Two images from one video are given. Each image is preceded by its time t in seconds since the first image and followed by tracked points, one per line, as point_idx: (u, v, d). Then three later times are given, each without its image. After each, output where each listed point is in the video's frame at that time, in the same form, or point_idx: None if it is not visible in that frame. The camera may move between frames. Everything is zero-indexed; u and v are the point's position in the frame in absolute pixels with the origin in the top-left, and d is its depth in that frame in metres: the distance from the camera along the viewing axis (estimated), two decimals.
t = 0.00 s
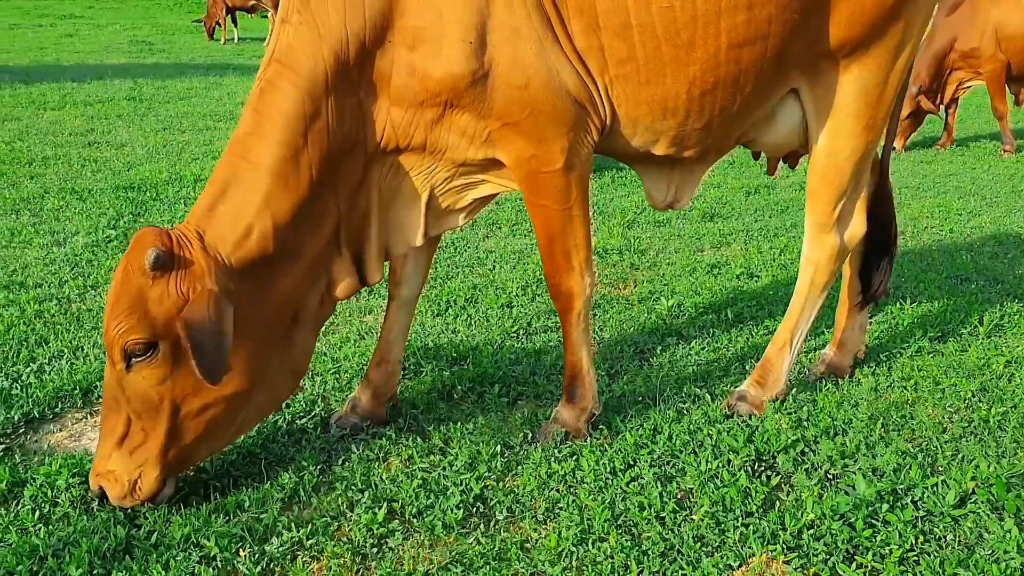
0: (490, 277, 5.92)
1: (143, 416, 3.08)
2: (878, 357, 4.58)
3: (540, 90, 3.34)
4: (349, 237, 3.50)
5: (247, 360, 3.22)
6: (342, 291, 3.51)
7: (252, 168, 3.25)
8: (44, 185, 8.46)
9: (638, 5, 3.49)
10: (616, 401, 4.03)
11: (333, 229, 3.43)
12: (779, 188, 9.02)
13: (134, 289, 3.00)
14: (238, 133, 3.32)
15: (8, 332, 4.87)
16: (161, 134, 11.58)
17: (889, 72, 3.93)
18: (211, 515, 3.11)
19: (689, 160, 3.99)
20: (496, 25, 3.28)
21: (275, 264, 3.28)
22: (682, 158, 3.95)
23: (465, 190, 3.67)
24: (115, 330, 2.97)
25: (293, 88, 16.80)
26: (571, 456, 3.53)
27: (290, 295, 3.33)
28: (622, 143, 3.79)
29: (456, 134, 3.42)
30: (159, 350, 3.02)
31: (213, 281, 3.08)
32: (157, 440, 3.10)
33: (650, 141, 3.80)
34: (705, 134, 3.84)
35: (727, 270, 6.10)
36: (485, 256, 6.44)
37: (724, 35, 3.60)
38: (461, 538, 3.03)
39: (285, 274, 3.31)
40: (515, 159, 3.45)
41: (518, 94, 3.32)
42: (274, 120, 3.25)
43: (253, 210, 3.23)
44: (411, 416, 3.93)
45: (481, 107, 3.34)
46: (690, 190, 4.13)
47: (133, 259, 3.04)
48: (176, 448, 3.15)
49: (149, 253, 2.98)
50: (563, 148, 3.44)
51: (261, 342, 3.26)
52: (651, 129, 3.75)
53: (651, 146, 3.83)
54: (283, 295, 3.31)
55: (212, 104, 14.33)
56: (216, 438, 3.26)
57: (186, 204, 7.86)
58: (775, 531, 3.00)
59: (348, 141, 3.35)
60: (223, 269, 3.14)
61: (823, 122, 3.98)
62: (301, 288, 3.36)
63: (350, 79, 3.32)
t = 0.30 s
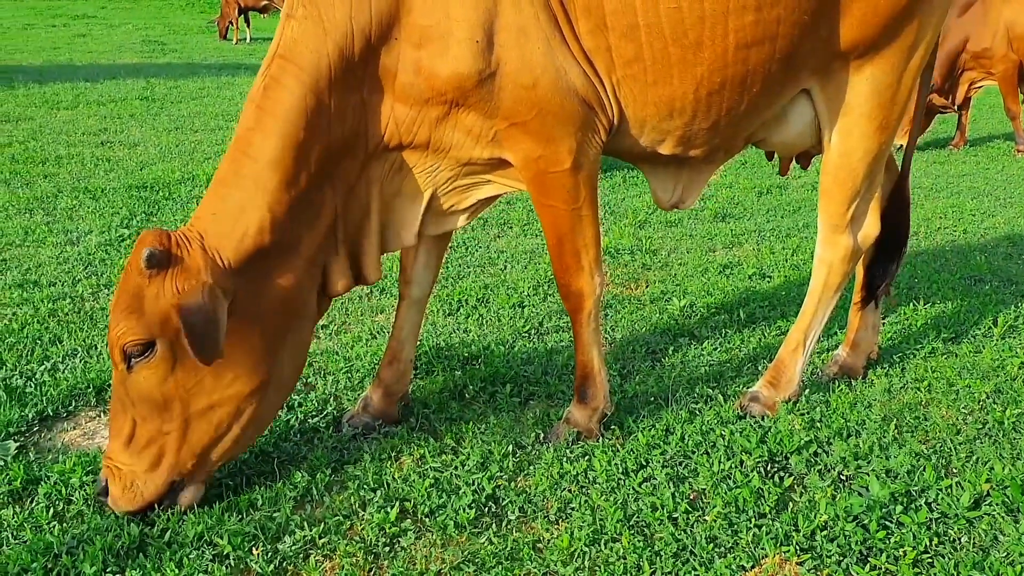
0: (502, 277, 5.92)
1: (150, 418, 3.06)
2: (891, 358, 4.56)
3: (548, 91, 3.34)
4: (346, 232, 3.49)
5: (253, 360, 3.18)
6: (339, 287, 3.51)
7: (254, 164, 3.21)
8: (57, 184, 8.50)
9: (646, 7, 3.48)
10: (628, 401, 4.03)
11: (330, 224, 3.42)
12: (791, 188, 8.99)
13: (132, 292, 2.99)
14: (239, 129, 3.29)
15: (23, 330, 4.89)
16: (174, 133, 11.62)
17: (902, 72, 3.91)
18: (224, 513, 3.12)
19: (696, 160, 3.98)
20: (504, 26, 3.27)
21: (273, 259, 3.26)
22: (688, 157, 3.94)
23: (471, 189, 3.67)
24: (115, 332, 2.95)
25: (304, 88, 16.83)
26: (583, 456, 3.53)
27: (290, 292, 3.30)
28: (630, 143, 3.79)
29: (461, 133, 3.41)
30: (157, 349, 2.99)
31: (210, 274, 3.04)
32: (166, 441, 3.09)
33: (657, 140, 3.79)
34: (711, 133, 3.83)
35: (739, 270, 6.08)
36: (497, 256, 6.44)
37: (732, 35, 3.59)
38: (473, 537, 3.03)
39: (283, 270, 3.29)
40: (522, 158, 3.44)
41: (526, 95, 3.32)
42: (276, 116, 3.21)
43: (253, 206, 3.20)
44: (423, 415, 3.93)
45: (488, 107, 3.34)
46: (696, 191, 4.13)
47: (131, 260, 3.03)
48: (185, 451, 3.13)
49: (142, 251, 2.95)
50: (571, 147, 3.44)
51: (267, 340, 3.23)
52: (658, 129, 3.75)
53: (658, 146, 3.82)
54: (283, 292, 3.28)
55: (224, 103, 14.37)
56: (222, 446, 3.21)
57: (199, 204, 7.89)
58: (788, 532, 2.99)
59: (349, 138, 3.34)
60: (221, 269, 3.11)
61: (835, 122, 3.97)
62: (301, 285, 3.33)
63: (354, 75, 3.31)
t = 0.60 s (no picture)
0: (509, 278, 5.92)
1: (166, 416, 3.09)
2: (899, 360, 4.55)
3: (556, 91, 3.34)
4: (357, 232, 3.46)
5: (254, 361, 3.15)
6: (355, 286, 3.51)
7: (259, 164, 3.20)
8: (65, 185, 8.52)
9: (653, 7, 3.48)
10: (635, 402, 4.03)
11: (339, 224, 3.39)
12: (798, 189, 8.97)
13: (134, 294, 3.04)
14: (246, 131, 3.29)
15: (32, 330, 4.91)
16: (181, 134, 11.64)
17: (908, 72, 3.90)
18: (232, 514, 3.13)
19: (704, 160, 3.98)
20: (511, 26, 3.27)
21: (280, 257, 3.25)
22: (697, 157, 3.94)
23: (481, 192, 3.68)
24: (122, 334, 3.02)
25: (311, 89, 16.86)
26: (590, 457, 3.53)
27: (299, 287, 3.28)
28: (638, 145, 3.79)
29: (471, 134, 3.41)
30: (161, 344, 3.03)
31: (194, 276, 3.01)
32: (182, 438, 3.11)
33: (665, 141, 3.80)
34: (719, 133, 3.83)
35: (746, 272, 6.07)
36: (504, 257, 6.44)
37: (740, 34, 3.58)
38: (481, 538, 3.03)
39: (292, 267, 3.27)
40: (531, 160, 3.45)
41: (534, 96, 3.32)
42: (282, 116, 3.21)
43: (257, 205, 3.18)
44: (431, 415, 3.93)
45: (497, 109, 3.34)
46: (704, 192, 4.12)
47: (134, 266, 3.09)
48: (197, 446, 3.13)
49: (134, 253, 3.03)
50: (579, 148, 3.44)
51: (275, 338, 3.21)
52: (665, 129, 3.75)
53: (666, 146, 3.82)
54: (290, 289, 3.25)
55: (230, 104, 14.40)
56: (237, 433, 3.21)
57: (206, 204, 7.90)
58: (796, 534, 2.99)
59: (359, 138, 3.32)
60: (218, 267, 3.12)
61: (841, 122, 3.96)
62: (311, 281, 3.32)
63: (362, 77, 3.30)
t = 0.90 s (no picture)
0: (514, 279, 5.93)
1: (145, 400, 3.17)
2: (905, 361, 4.55)
3: (564, 94, 3.35)
4: (349, 231, 3.46)
5: (231, 354, 3.20)
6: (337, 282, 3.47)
7: (251, 159, 3.22)
8: (72, 185, 8.55)
9: (662, 9, 3.48)
10: (640, 403, 4.03)
11: (332, 222, 3.40)
12: (804, 191, 8.95)
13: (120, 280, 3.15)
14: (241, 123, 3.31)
15: (39, 330, 4.92)
16: (187, 135, 11.67)
17: (916, 74, 3.90)
18: (238, 514, 3.14)
19: (711, 161, 3.98)
20: (519, 28, 3.28)
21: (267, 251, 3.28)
22: (703, 158, 3.94)
23: (486, 194, 3.68)
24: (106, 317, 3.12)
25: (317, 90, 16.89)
26: (595, 458, 3.53)
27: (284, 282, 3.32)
28: (645, 146, 3.79)
29: (475, 135, 3.41)
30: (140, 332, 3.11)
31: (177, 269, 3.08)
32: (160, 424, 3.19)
33: (672, 142, 3.80)
34: (726, 135, 3.83)
35: (751, 273, 6.07)
36: (509, 258, 6.44)
37: (750, 36, 3.58)
38: (485, 539, 3.03)
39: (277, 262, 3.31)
40: (538, 162, 3.45)
41: (542, 98, 3.32)
42: (276, 112, 3.23)
43: (246, 200, 3.21)
44: (436, 416, 3.94)
45: (503, 110, 3.34)
46: (709, 194, 4.12)
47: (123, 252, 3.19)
48: (170, 433, 3.21)
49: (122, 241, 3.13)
50: (586, 150, 3.44)
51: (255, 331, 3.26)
52: (673, 132, 3.75)
53: (673, 147, 3.82)
54: (273, 283, 3.30)
55: (236, 105, 14.43)
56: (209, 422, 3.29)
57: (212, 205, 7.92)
58: (801, 536, 2.99)
59: (357, 137, 3.33)
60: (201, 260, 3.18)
61: (849, 124, 3.96)
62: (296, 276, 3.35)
63: (363, 77, 3.30)
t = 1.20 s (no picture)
0: (519, 281, 5.93)
1: (150, 407, 3.21)
2: (910, 364, 4.54)
3: (562, 97, 3.34)
4: (354, 234, 3.47)
5: (237, 362, 3.24)
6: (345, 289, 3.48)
7: (253, 168, 3.24)
8: (79, 188, 8.57)
9: (663, 11, 3.46)
10: (645, 405, 4.03)
11: (335, 228, 3.41)
12: (809, 192, 8.94)
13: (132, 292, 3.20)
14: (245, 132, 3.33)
15: (46, 332, 4.94)
16: (193, 137, 11.70)
17: (919, 75, 3.88)
18: (242, 516, 3.14)
19: (714, 164, 3.99)
20: (518, 31, 3.27)
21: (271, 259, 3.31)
22: (706, 161, 3.95)
23: (487, 196, 3.68)
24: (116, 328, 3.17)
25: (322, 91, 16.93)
26: (598, 461, 3.53)
27: (288, 288, 3.33)
28: (647, 147, 3.80)
29: (474, 138, 3.41)
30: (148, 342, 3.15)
31: (187, 281, 3.12)
32: (166, 429, 3.23)
33: (673, 144, 3.80)
34: (727, 137, 3.84)
35: (756, 276, 6.06)
36: (514, 259, 6.45)
37: (750, 39, 3.57)
38: (489, 541, 3.03)
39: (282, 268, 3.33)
40: (537, 165, 3.45)
41: (540, 101, 3.32)
42: (277, 120, 3.24)
43: (250, 209, 3.23)
44: (440, 418, 3.94)
45: (500, 114, 3.34)
46: (714, 198, 4.13)
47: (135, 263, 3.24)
48: (174, 438, 3.26)
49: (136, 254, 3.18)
50: (585, 153, 3.44)
51: (260, 338, 3.28)
52: (674, 134, 3.76)
53: (675, 149, 3.83)
54: (278, 291, 3.31)
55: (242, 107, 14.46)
56: (219, 426, 3.32)
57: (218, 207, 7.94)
58: (805, 539, 2.98)
59: (357, 142, 3.34)
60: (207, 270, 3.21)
61: (852, 126, 3.96)
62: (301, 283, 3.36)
63: (361, 81, 3.30)
